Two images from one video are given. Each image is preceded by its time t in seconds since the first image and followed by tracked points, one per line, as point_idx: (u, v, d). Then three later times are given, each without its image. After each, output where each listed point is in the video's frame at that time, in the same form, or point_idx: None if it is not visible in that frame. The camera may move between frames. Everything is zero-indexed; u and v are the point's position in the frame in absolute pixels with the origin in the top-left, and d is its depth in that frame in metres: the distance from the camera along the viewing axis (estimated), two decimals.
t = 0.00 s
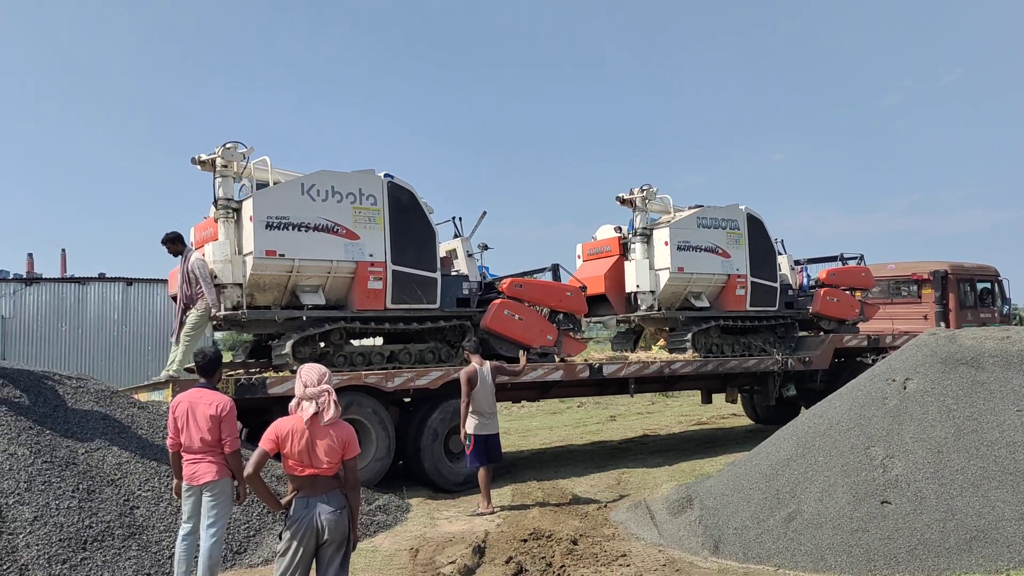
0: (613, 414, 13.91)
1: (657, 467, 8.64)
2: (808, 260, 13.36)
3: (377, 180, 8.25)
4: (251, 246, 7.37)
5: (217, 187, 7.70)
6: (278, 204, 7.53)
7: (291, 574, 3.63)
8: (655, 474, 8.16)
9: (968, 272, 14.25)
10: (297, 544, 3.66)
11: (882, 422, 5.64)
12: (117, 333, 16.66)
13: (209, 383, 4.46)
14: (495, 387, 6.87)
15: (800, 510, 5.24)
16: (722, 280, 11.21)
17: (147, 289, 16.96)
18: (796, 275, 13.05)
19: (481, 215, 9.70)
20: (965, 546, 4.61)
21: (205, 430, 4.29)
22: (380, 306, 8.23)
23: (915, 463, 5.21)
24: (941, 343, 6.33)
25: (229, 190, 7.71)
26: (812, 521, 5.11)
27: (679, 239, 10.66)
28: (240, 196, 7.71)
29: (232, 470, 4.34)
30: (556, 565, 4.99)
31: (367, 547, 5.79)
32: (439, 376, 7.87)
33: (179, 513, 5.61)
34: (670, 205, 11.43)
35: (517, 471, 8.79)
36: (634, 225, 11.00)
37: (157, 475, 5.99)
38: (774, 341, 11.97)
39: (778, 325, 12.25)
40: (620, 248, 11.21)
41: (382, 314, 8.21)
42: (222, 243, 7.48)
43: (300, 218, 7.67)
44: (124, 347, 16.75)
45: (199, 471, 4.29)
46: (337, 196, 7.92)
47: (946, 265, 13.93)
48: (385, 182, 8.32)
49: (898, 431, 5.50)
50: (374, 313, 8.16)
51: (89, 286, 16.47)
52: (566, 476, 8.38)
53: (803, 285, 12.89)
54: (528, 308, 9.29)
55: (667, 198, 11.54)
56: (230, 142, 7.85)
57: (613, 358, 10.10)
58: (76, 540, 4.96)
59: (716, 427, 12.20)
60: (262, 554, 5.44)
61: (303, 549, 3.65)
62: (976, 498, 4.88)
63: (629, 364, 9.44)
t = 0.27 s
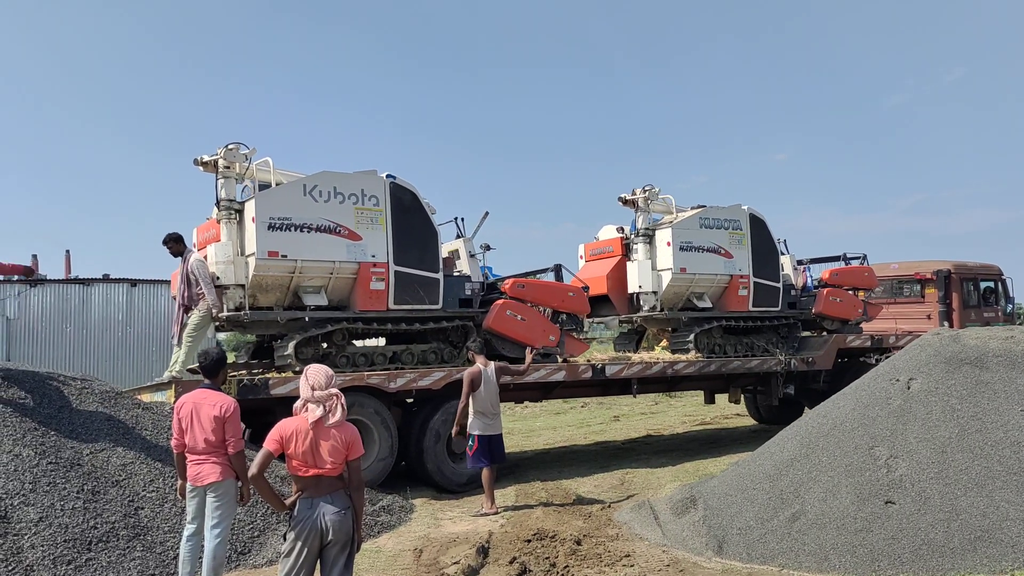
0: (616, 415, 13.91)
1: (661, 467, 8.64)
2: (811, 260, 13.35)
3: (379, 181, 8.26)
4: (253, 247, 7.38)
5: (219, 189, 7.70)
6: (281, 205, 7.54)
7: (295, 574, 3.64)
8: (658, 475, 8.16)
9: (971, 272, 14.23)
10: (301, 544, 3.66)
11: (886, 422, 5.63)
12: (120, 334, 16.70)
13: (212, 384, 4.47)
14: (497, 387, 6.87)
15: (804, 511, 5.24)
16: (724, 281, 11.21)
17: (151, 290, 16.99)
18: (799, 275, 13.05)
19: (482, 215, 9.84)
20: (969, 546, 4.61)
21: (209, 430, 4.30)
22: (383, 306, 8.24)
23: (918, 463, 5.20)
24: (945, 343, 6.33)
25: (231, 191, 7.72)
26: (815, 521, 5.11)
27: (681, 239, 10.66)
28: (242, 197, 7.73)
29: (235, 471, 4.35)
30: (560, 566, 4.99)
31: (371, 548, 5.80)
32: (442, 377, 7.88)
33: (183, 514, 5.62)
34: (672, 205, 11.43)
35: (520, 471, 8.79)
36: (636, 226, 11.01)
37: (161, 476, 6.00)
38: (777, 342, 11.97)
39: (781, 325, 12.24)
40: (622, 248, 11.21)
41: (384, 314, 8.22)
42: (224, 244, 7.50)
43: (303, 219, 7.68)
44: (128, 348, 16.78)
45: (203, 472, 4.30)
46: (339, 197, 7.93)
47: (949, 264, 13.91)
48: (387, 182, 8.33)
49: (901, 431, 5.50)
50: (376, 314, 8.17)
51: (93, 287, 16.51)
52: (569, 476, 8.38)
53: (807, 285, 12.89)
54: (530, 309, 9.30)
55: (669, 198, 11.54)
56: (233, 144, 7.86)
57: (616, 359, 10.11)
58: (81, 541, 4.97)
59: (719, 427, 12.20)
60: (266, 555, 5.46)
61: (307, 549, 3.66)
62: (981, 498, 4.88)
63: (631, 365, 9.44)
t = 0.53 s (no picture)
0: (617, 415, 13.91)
1: (663, 468, 8.63)
2: (812, 260, 13.33)
3: (380, 182, 8.25)
4: (254, 248, 7.38)
5: (220, 189, 7.70)
6: (282, 206, 7.54)
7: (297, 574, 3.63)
8: (660, 475, 8.15)
9: (973, 271, 14.22)
10: (303, 544, 3.66)
11: (888, 421, 5.62)
12: (122, 334, 16.72)
13: (214, 385, 4.47)
14: (498, 387, 6.87)
15: (806, 510, 5.24)
16: (725, 281, 11.21)
17: (152, 291, 17.00)
18: (800, 274, 13.04)
19: (482, 215, 9.83)
20: (972, 545, 4.60)
21: (210, 431, 4.30)
22: (384, 307, 8.23)
23: (920, 463, 5.20)
24: (946, 343, 6.32)
25: (232, 192, 7.71)
26: (817, 521, 5.10)
27: (682, 239, 10.65)
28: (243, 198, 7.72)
29: (237, 472, 4.35)
30: (562, 566, 4.99)
31: (373, 548, 5.80)
32: (443, 377, 7.88)
33: (185, 515, 5.62)
34: (673, 205, 11.43)
35: (522, 472, 8.79)
36: (637, 226, 11.00)
37: (162, 477, 6.00)
38: (778, 341, 11.96)
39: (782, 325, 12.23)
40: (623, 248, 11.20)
41: (385, 315, 8.22)
42: (225, 245, 7.50)
43: (303, 220, 7.68)
44: (128, 349, 16.79)
45: (205, 473, 4.30)
46: (340, 197, 7.93)
47: (951, 264, 13.90)
48: (388, 183, 8.33)
49: (903, 430, 5.49)
50: (377, 315, 8.17)
51: (95, 288, 16.52)
52: (571, 476, 8.38)
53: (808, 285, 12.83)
54: (531, 309, 9.29)
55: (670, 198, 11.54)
56: (234, 144, 7.86)
57: (618, 359, 10.11)
58: (82, 542, 4.97)
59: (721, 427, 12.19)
60: (268, 555, 5.46)
61: (309, 549, 3.66)
62: (983, 497, 4.87)
63: (632, 365, 9.44)
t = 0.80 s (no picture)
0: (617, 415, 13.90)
1: (662, 468, 8.63)
2: (812, 260, 13.33)
3: (379, 182, 8.25)
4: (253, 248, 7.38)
5: (220, 190, 7.70)
6: (281, 207, 7.54)
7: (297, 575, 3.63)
8: (659, 475, 8.15)
9: (972, 271, 14.22)
10: (303, 545, 3.66)
11: (888, 421, 5.62)
12: (120, 336, 16.71)
13: (214, 386, 4.47)
14: (498, 387, 6.88)
15: (806, 510, 5.23)
16: (725, 281, 11.21)
17: (151, 292, 16.99)
18: (800, 274, 13.04)
19: (482, 215, 9.70)
20: (972, 545, 4.60)
21: (211, 432, 4.29)
22: (383, 307, 8.23)
23: (920, 463, 5.19)
24: (946, 343, 6.31)
25: (231, 193, 7.71)
26: (817, 521, 5.10)
27: (681, 239, 10.65)
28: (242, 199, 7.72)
29: (236, 473, 4.34)
30: (562, 567, 4.99)
31: (372, 549, 5.79)
32: (442, 378, 7.87)
33: (184, 516, 5.61)
34: (672, 205, 11.42)
35: (521, 472, 8.78)
36: (636, 226, 11.00)
37: (162, 478, 5.99)
38: (777, 342, 11.95)
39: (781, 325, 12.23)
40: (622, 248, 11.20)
41: (384, 316, 8.22)
42: (224, 245, 7.49)
43: (302, 220, 7.67)
44: (127, 350, 16.78)
45: (204, 474, 4.30)
46: (339, 197, 7.92)
47: (950, 264, 13.90)
48: (387, 183, 8.33)
49: (903, 430, 5.49)
50: (376, 315, 8.17)
51: (94, 289, 16.51)
52: (571, 477, 8.37)
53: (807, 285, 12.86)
54: (531, 310, 9.29)
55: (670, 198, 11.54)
56: (233, 145, 7.86)
57: (617, 359, 10.11)
58: (81, 543, 4.97)
59: (721, 428, 12.19)
60: (267, 557, 5.44)
61: (309, 550, 3.65)
62: (983, 497, 4.87)
63: (632, 365, 9.44)
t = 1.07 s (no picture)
0: (616, 415, 13.91)
1: (662, 468, 8.62)
2: (811, 260, 13.34)
3: (378, 183, 8.24)
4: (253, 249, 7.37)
5: (219, 190, 7.71)
6: (281, 207, 7.53)
7: None
8: (659, 475, 8.15)
9: (971, 271, 14.23)
10: (303, 545, 3.65)
11: (887, 421, 5.62)
12: (119, 336, 16.71)
13: (214, 386, 4.46)
14: (497, 385, 6.88)
15: (806, 510, 5.23)
16: (724, 281, 11.21)
17: (149, 293, 16.99)
18: (799, 274, 13.05)
19: (482, 215, 9.73)
20: (972, 545, 4.60)
21: (212, 432, 4.29)
22: (382, 308, 8.23)
23: (920, 463, 5.19)
24: (946, 342, 6.31)
25: (230, 193, 7.73)
26: (817, 521, 5.10)
27: (681, 240, 10.65)
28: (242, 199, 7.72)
29: (237, 473, 4.34)
30: (562, 567, 4.98)
31: (372, 549, 5.78)
32: (441, 378, 7.86)
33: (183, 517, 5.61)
34: (672, 205, 11.42)
35: (521, 472, 8.78)
36: (635, 226, 11.00)
37: (161, 478, 5.98)
38: (776, 342, 11.96)
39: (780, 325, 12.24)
40: (622, 249, 11.20)
41: (383, 316, 8.21)
42: (224, 246, 7.49)
43: (302, 221, 7.67)
44: (127, 350, 16.78)
45: (204, 474, 4.29)
46: (338, 198, 7.92)
47: (949, 264, 13.91)
48: (386, 184, 8.32)
49: (903, 431, 5.49)
50: (376, 316, 8.16)
51: (92, 290, 16.49)
52: (570, 477, 8.37)
53: (807, 285, 12.86)
54: (530, 310, 9.29)
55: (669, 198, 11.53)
56: (232, 145, 7.86)
57: (617, 359, 10.11)
58: (81, 544, 4.96)
59: (720, 428, 12.19)
60: (267, 557, 5.44)
61: (309, 551, 3.65)
62: (982, 497, 4.87)
63: (631, 365, 9.44)
